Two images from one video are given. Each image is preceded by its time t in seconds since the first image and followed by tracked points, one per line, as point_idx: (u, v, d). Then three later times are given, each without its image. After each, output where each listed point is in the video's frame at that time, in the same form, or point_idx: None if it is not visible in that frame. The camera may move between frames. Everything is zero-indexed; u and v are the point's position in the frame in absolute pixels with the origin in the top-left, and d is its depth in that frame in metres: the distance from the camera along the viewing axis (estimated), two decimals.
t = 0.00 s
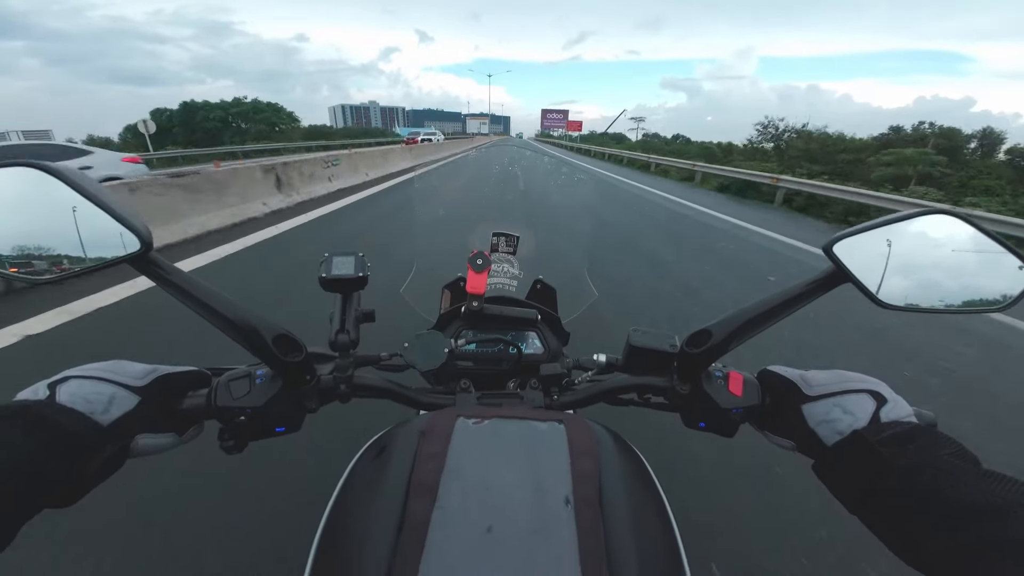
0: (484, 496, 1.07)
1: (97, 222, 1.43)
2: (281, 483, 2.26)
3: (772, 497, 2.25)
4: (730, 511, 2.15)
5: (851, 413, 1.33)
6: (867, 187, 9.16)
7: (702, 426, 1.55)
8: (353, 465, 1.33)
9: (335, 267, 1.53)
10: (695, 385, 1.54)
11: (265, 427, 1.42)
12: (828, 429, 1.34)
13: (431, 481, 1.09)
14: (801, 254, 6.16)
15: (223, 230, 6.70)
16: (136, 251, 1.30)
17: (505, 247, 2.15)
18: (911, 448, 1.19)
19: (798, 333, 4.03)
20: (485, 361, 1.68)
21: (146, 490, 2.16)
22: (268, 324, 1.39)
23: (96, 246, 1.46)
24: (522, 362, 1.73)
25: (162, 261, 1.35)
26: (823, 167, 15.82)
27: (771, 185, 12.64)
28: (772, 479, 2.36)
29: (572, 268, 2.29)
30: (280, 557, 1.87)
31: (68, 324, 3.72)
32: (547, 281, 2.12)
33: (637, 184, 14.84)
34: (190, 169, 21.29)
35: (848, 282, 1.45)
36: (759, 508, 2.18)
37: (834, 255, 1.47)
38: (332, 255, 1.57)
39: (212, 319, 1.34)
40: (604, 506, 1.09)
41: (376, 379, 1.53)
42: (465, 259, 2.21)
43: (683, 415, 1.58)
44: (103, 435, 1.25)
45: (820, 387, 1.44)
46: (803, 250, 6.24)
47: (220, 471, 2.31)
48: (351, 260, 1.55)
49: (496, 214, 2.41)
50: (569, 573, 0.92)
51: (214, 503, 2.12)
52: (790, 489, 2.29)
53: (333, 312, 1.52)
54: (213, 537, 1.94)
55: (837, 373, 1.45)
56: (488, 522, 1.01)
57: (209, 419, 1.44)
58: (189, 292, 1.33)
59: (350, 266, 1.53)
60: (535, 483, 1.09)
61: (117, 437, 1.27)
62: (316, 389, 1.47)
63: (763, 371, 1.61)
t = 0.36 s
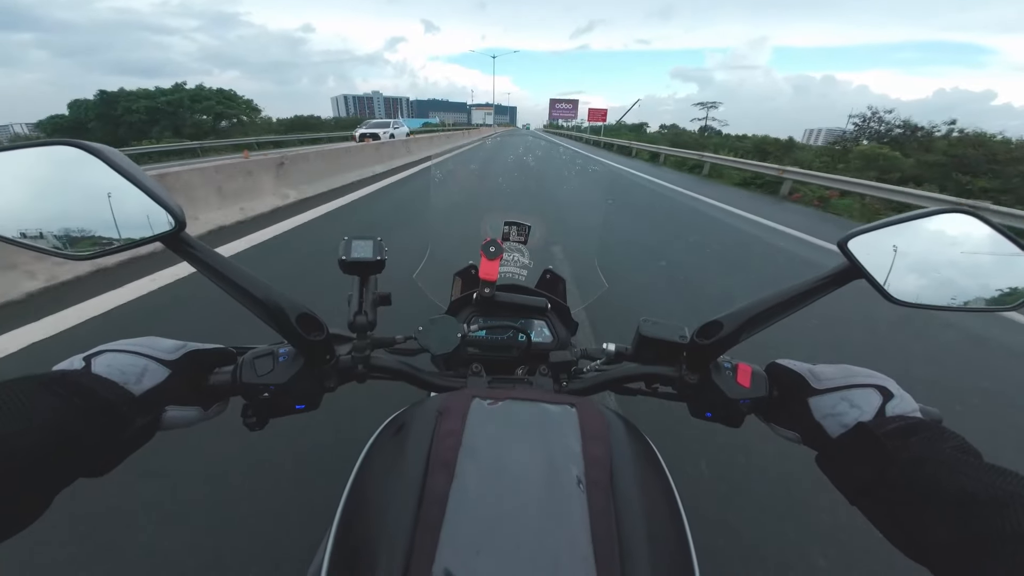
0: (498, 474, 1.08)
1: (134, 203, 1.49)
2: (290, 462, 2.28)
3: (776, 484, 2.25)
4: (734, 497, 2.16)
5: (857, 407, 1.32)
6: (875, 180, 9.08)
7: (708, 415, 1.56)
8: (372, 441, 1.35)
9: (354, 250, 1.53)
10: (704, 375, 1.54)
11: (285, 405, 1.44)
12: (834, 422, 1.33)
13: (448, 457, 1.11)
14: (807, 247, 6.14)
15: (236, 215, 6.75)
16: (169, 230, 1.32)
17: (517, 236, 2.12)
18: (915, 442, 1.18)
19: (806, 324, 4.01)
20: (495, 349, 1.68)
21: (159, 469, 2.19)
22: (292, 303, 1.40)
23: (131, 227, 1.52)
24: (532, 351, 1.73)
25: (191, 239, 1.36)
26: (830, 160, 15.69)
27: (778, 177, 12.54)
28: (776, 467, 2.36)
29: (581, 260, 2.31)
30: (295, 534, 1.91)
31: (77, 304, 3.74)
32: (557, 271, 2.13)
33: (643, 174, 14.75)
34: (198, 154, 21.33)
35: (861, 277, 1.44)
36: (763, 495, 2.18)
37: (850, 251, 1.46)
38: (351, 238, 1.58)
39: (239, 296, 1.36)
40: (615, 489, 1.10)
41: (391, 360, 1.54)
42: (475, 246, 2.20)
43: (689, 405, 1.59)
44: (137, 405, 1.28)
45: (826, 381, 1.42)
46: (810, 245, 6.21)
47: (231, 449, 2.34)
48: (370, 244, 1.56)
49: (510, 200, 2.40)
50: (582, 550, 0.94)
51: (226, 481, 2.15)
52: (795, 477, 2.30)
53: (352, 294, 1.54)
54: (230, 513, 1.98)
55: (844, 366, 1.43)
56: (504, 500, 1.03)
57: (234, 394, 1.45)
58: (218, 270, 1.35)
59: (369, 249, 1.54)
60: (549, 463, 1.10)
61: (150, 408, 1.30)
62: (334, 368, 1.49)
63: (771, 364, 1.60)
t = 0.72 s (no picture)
0: (506, 459, 1.07)
1: (148, 188, 1.49)
2: (296, 446, 2.29)
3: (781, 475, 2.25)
4: (740, 489, 2.16)
5: (866, 402, 1.30)
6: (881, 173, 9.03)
7: (715, 408, 1.55)
8: (380, 427, 1.34)
9: (362, 236, 1.52)
10: (711, 367, 1.52)
11: (291, 390, 1.44)
12: (842, 418, 1.31)
13: (456, 441, 1.10)
14: (812, 241, 6.12)
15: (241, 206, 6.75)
16: (180, 212, 1.31)
17: (523, 227, 2.13)
18: (926, 436, 1.16)
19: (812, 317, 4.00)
20: (498, 339, 1.68)
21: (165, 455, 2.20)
22: (300, 287, 1.39)
23: (145, 212, 1.51)
24: (537, 341, 1.72)
25: (202, 221, 1.35)
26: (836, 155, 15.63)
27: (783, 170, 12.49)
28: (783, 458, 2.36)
29: (589, 250, 2.28)
30: (301, 520, 1.91)
31: (84, 295, 3.76)
32: (562, 262, 2.14)
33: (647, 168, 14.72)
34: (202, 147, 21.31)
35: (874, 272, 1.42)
36: (769, 488, 2.18)
37: (865, 246, 1.45)
38: (359, 224, 1.56)
39: (249, 281, 1.35)
40: (622, 476, 1.09)
41: (398, 348, 1.54)
42: (483, 235, 2.20)
43: (695, 397, 1.57)
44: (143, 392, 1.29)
45: (835, 375, 1.40)
46: (816, 239, 6.20)
47: (236, 436, 2.34)
48: (378, 230, 1.55)
49: (518, 189, 2.39)
50: (590, 534, 0.93)
51: (232, 466, 2.15)
52: (801, 468, 2.29)
53: (359, 280, 1.53)
54: (236, 499, 1.99)
55: (854, 360, 1.41)
56: (510, 483, 1.02)
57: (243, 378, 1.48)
58: (229, 253, 1.34)
59: (377, 236, 1.53)
60: (557, 449, 1.09)
61: (157, 394, 1.31)
62: (343, 354, 1.48)
63: (779, 357, 1.58)
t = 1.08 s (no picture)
0: (496, 478, 1.10)
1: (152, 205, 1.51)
2: (294, 456, 2.32)
3: (769, 490, 2.30)
4: (729, 503, 2.20)
5: (849, 419, 1.33)
6: (879, 180, 9.07)
7: (704, 423, 1.58)
8: (375, 442, 1.36)
9: (360, 252, 1.55)
10: (701, 384, 1.56)
11: (291, 404, 1.46)
12: (825, 434, 1.34)
13: (449, 459, 1.13)
14: (809, 249, 6.15)
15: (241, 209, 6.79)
16: (182, 233, 1.34)
17: (519, 239, 2.17)
18: (906, 454, 1.20)
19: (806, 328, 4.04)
20: (495, 351, 1.71)
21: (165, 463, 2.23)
22: (299, 304, 1.42)
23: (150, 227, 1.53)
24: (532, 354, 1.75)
25: (204, 241, 1.38)
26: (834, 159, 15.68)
27: (782, 174, 12.53)
28: (771, 474, 2.40)
29: (585, 261, 2.29)
30: (298, 530, 1.95)
31: (86, 301, 3.80)
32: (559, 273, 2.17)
33: (647, 172, 14.78)
34: (202, 146, 21.31)
35: (858, 292, 1.45)
36: (757, 501, 2.22)
37: (848, 267, 1.48)
38: (357, 241, 1.59)
39: (249, 298, 1.38)
40: (609, 495, 1.12)
41: (395, 361, 1.56)
42: (480, 247, 2.22)
43: (685, 412, 1.60)
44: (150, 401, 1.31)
45: (820, 393, 1.43)
46: (813, 247, 6.23)
47: (234, 444, 2.37)
48: (375, 246, 1.58)
49: (515, 202, 2.42)
50: (576, 554, 0.96)
51: (230, 474, 2.18)
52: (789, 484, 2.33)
53: (357, 296, 1.56)
54: (234, 508, 2.02)
55: (837, 379, 1.44)
56: (501, 502, 1.05)
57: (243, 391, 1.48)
58: (228, 271, 1.36)
59: (375, 251, 1.56)
60: (546, 468, 1.12)
61: (163, 403, 1.33)
62: (339, 368, 1.51)
63: (767, 373, 1.61)
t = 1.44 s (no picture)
0: (500, 471, 1.07)
1: (153, 197, 1.47)
2: (292, 453, 2.28)
3: (778, 483, 2.26)
4: (736, 497, 2.17)
5: (864, 410, 1.32)
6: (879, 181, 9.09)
7: (713, 416, 1.56)
8: (377, 436, 1.33)
9: (361, 245, 1.52)
10: (710, 375, 1.54)
11: (291, 398, 1.43)
12: (840, 424, 1.33)
13: (452, 450, 1.11)
14: (811, 249, 6.15)
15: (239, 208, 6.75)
16: (181, 225, 1.31)
17: (522, 233, 2.14)
18: (922, 444, 1.18)
19: (810, 325, 4.02)
20: (500, 345, 1.70)
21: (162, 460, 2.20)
22: (299, 296, 1.39)
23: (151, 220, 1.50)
24: (536, 347, 1.73)
25: (203, 232, 1.35)
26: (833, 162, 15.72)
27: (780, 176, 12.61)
28: (780, 466, 2.36)
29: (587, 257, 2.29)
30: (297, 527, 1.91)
31: (82, 298, 3.77)
32: (561, 268, 2.15)
33: (647, 174, 14.81)
34: (201, 148, 21.25)
35: (871, 280, 1.44)
36: (763, 493, 2.20)
37: (860, 253, 1.47)
38: (358, 233, 1.57)
39: (248, 290, 1.35)
40: (617, 487, 1.10)
41: (397, 355, 1.54)
42: (482, 242, 2.21)
43: (693, 404, 1.59)
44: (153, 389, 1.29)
45: (834, 382, 1.41)
46: (814, 247, 6.22)
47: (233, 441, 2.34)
48: (377, 238, 1.55)
49: (517, 196, 2.40)
50: (583, 546, 0.94)
51: (228, 472, 2.15)
52: (798, 476, 2.29)
53: (359, 289, 1.53)
54: (232, 505, 1.98)
55: (852, 368, 1.42)
56: (505, 495, 1.02)
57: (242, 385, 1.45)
58: (227, 263, 1.33)
59: (376, 244, 1.53)
60: (552, 460, 1.10)
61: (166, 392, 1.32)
62: (340, 362, 1.47)
63: (778, 364, 1.60)
